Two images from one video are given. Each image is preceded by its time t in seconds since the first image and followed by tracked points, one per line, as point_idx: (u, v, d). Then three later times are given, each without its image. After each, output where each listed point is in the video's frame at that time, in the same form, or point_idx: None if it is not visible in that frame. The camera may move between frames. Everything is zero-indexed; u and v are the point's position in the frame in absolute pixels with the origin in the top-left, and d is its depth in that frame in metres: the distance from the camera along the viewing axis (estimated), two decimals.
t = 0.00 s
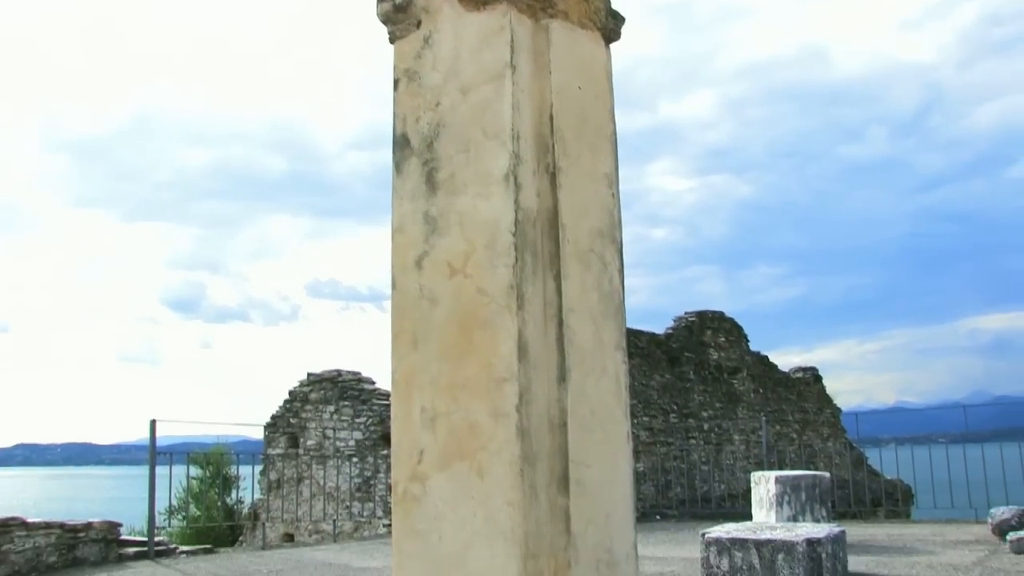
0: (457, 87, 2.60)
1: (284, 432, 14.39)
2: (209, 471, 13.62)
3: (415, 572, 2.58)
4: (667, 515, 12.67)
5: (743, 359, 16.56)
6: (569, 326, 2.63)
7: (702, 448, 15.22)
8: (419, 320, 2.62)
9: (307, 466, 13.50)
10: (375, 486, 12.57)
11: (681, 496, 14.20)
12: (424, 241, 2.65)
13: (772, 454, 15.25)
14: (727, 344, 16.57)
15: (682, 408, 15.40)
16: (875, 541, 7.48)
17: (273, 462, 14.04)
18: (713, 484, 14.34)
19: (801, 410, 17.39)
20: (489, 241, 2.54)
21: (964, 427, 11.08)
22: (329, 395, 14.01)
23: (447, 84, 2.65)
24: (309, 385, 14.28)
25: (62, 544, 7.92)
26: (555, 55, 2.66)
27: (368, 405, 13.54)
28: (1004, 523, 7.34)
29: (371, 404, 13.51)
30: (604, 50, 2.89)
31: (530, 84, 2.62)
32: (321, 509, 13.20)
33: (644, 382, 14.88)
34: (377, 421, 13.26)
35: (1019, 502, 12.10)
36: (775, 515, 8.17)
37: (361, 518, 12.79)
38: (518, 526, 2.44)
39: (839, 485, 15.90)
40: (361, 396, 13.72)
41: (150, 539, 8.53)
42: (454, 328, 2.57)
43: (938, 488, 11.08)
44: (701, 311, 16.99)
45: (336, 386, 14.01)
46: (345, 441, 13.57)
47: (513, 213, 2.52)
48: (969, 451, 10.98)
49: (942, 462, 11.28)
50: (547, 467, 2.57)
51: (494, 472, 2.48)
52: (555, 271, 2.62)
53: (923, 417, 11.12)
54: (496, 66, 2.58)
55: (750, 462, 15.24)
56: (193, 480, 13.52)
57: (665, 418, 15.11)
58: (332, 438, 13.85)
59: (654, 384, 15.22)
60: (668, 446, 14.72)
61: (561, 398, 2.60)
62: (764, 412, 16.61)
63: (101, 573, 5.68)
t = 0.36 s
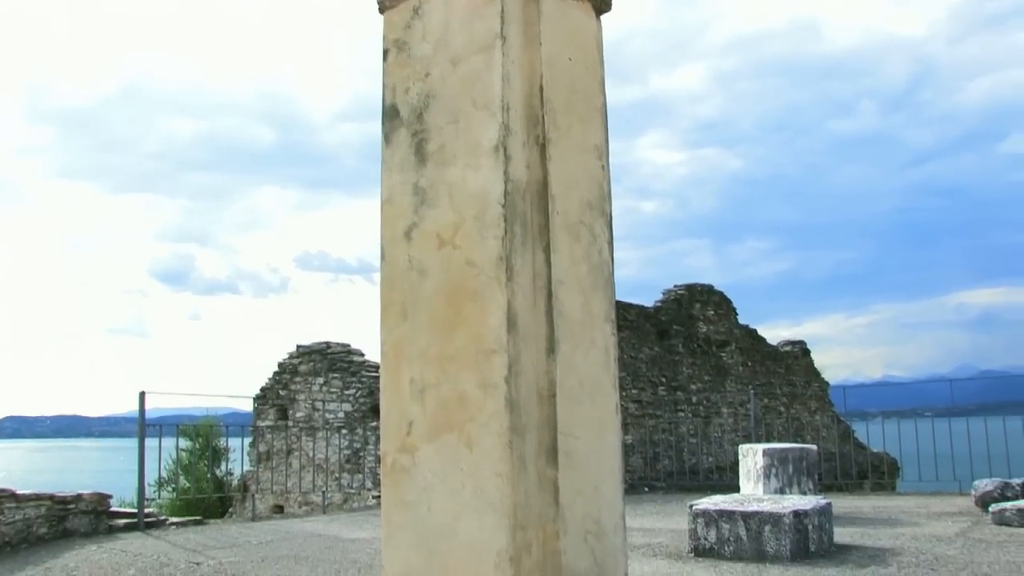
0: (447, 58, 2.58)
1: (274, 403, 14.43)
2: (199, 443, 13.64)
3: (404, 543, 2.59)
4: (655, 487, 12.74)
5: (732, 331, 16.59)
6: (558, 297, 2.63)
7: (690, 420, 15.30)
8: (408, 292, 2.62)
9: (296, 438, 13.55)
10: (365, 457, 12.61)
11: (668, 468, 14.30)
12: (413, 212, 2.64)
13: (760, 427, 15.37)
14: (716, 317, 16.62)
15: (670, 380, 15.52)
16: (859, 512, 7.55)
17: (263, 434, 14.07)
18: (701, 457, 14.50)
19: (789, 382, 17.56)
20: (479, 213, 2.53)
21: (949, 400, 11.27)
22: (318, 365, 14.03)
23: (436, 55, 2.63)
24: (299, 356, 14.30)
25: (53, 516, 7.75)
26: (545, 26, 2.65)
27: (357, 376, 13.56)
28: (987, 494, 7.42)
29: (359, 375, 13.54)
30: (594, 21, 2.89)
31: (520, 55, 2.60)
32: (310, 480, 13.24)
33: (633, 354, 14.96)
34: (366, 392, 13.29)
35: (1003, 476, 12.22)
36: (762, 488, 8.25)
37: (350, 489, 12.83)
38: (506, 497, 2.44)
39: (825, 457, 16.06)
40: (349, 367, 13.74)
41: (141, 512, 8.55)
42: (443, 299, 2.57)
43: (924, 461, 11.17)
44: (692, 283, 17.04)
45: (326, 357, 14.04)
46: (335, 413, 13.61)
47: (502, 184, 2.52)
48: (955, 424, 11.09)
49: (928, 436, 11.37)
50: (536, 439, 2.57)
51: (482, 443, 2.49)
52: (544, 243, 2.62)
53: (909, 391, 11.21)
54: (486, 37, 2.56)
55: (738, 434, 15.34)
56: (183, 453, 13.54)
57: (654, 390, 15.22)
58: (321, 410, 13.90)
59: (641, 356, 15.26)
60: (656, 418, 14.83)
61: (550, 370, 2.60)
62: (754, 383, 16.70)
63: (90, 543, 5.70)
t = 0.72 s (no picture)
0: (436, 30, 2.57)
1: (262, 377, 14.45)
2: (188, 418, 13.63)
3: (392, 516, 2.60)
4: (643, 460, 12.77)
5: (720, 306, 16.70)
6: (546, 269, 2.65)
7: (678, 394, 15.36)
8: (396, 264, 2.61)
9: (284, 410, 13.58)
10: (353, 430, 12.62)
11: (656, 441, 14.36)
12: (402, 184, 2.63)
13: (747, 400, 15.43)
14: (704, 292, 16.73)
15: (658, 354, 15.54)
16: (845, 485, 7.62)
17: (252, 407, 14.08)
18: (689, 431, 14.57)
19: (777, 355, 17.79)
20: (467, 185, 2.53)
21: (936, 374, 11.23)
22: (307, 339, 14.04)
23: (426, 27, 2.62)
24: (287, 330, 14.30)
25: (42, 489, 7.73)
26: None
27: (346, 349, 13.57)
28: (971, 467, 7.50)
29: (348, 347, 13.55)
30: None
31: (509, 27, 2.60)
32: (299, 453, 13.26)
33: (621, 328, 15.00)
34: (354, 366, 13.31)
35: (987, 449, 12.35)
36: (749, 462, 8.31)
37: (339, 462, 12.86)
38: (495, 470, 2.45)
39: (812, 431, 16.23)
40: (338, 340, 13.74)
41: (130, 485, 8.54)
42: (432, 272, 2.56)
43: (910, 437, 11.22)
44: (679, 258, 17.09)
45: (314, 330, 14.03)
46: (323, 387, 13.62)
47: (491, 157, 2.51)
48: (941, 399, 11.15)
49: (914, 412, 11.43)
50: (524, 411, 2.58)
51: (471, 416, 2.49)
52: (532, 216, 2.63)
53: (895, 366, 11.27)
54: (476, 8, 2.55)
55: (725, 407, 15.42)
56: (172, 427, 13.53)
57: (642, 364, 15.23)
58: (310, 383, 13.91)
59: (630, 331, 15.29)
60: (645, 392, 14.88)
61: (538, 342, 2.61)
62: (741, 358, 16.85)
63: (79, 516, 5.70)
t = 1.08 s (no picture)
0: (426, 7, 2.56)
1: (252, 354, 14.48)
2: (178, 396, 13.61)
3: (381, 493, 2.60)
4: (632, 438, 12.79)
5: (709, 286, 16.78)
6: (536, 248, 2.66)
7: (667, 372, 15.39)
8: (385, 242, 2.61)
9: (274, 389, 13.61)
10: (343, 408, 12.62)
11: (646, 420, 14.40)
12: (391, 161, 2.63)
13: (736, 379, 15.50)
14: (694, 271, 16.75)
15: (648, 332, 15.56)
16: (832, 464, 7.65)
17: (242, 385, 14.08)
18: (678, 409, 14.64)
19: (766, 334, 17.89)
20: (457, 163, 2.52)
21: (923, 354, 11.21)
22: (296, 318, 14.02)
23: (416, 4, 2.61)
24: (277, 308, 14.29)
25: (31, 467, 7.72)
26: None
27: (336, 327, 13.57)
28: (956, 447, 7.54)
29: (337, 326, 13.55)
30: None
31: (499, 5, 2.59)
32: (289, 432, 13.26)
33: (611, 307, 15.03)
34: (344, 344, 13.31)
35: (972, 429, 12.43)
36: (738, 440, 8.34)
37: (329, 440, 12.87)
38: (484, 448, 2.46)
39: (800, 410, 16.30)
40: (328, 318, 13.73)
41: (120, 463, 8.53)
42: (421, 250, 2.56)
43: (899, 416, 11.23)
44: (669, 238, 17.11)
45: (304, 309, 14.01)
46: (313, 364, 13.63)
47: (480, 134, 2.50)
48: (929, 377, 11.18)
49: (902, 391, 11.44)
50: (513, 390, 2.59)
51: (460, 394, 2.49)
52: (522, 194, 2.63)
53: (884, 345, 11.24)
54: None
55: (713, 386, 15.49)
56: (160, 404, 13.50)
57: (632, 342, 15.25)
58: (299, 361, 13.92)
59: (619, 309, 15.31)
60: (634, 370, 14.93)
61: (528, 320, 2.62)
62: (729, 337, 16.97)
63: (69, 494, 5.70)
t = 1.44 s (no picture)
0: None
1: (243, 333, 14.50)
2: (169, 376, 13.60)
3: (372, 471, 2.61)
4: (622, 417, 12.81)
5: (700, 265, 16.82)
6: (526, 226, 2.66)
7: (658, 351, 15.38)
8: (376, 220, 2.61)
9: (265, 367, 13.64)
10: (333, 386, 12.63)
11: (636, 399, 14.43)
12: (381, 139, 2.62)
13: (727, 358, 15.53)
14: (685, 251, 16.78)
15: (639, 311, 15.60)
16: (821, 443, 7.68)
17: (233, 363, 14.08)
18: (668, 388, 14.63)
19: (756, 314, 17.99)
20: (447, 140, 2.51)
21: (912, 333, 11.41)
22: (287, 296, 14.01)
23: None
24: (268, 287, 14.28)
25: (22, 446, 7.71)
26: None
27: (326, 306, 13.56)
28: (944, 426, 7.57)
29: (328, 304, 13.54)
30: None
31: None
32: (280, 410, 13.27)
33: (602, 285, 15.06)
34: (334, 322, 13.31)
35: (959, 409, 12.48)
36: (728, 419, 8.37)
37: (319, 419, 12.88)
38: (474, 426, 2.46)
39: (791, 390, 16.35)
40: (318, 297, 13.69)
41: (111, 442, 8.53)
42: (412, 228, 2.56)
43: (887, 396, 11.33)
44: (660, 217, 17.10)
45: (294, 288, 13.96)
46: (303, 343, 13.63)
47: (472, 112, 2.50)
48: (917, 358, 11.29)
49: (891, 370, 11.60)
50: (504, 368, 2.59)
51: (450, 372, 2.50)
52: (513, 172, 2.63)
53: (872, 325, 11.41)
54: None
55: (704, 363, 15.43)
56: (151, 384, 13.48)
57: (623, 321, 15.27)
58: (290, 339, 13.92)
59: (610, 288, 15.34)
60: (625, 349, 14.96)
61: (518, 299, 2.62)
62: (720, 316, 17.04)
63: (60, 473, 5.70)
